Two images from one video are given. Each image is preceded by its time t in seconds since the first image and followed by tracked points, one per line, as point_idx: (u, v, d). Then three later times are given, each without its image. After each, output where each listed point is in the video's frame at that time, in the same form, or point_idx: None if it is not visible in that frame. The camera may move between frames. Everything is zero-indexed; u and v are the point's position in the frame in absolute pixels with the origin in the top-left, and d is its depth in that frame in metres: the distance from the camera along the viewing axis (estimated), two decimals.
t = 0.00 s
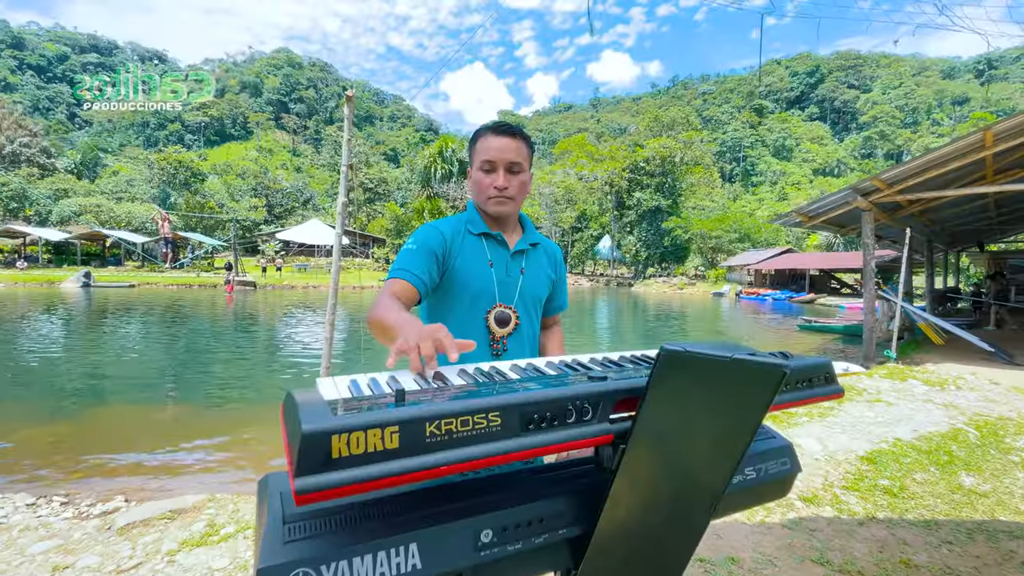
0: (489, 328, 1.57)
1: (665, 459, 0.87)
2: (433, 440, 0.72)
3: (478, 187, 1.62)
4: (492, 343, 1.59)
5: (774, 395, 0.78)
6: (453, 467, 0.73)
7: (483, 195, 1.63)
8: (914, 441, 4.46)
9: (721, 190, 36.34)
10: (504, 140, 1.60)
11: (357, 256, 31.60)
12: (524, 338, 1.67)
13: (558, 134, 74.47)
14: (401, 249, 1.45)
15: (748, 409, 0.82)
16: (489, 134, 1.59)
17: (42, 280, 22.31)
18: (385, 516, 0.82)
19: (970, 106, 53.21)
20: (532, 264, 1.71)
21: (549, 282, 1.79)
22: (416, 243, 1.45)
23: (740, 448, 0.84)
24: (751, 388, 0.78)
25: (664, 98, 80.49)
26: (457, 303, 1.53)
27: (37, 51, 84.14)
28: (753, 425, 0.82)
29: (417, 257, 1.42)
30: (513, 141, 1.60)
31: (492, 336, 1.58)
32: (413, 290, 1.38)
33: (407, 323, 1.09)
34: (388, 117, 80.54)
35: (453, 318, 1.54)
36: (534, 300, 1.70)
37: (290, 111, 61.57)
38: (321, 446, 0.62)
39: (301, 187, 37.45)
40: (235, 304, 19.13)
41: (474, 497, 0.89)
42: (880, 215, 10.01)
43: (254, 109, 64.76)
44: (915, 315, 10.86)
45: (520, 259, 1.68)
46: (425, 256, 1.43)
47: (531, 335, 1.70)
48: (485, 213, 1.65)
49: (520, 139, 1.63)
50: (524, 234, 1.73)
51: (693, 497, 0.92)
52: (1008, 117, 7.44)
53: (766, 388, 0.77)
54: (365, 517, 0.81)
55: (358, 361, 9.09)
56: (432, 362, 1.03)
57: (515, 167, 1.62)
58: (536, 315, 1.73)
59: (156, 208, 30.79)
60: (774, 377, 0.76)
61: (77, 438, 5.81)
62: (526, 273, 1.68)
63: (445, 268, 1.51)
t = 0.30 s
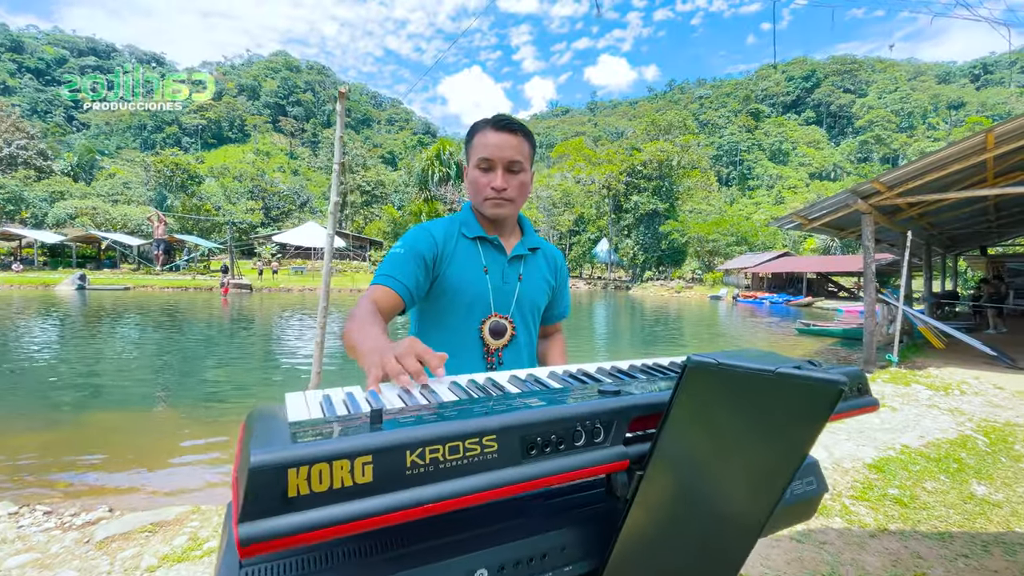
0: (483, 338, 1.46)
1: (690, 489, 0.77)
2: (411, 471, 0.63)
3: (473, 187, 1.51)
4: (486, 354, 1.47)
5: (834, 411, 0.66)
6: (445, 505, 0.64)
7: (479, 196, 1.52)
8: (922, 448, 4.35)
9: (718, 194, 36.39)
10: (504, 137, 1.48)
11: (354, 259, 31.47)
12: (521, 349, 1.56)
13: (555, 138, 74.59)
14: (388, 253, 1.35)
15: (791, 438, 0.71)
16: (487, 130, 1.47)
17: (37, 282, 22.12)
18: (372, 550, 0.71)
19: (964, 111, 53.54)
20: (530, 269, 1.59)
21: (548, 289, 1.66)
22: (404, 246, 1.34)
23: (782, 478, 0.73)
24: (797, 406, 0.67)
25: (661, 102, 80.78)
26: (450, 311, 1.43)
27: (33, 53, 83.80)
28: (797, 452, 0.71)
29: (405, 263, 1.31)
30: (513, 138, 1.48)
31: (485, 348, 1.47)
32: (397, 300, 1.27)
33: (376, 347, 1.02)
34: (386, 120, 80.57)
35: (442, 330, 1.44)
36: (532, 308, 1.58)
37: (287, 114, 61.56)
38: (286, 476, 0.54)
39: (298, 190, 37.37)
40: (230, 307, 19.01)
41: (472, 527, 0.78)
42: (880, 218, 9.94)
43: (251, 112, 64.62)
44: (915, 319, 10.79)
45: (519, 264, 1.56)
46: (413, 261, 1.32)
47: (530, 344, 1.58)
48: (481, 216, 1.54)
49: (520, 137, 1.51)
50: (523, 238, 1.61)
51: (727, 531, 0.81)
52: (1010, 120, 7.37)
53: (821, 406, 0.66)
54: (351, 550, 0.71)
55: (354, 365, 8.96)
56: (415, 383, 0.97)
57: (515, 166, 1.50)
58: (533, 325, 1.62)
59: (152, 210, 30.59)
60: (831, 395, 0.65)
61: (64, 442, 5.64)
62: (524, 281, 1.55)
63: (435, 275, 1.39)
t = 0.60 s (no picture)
0: (478, 340, 1.38)
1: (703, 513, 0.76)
2: (385, 504, 0.61)
3: (467, 178, 1.43)
4: (482, 356, 1.39)
5: (886, 429, 0.62)
6: (445, 535, 0.64)
7: (474, 188, 1.44)
8: (933, 453, 4.24)
9: (720, 196, 36.28)
10: (498, 123, 1.40)
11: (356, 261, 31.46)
12: (519, 349, 1.48)
13: (557, 140, 74.55)
14: (376, 248, 1.27)
15: (825, 458, 0.68)
16: (479, 117, 1.39)
17: (40, 284, 22.16)
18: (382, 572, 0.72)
19: (967, 113, 53.36)
20: (528, 265, 1.51)
21: (548, 285, 1.57)
22: (392, 240, 1.27)
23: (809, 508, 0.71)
24: (862, 427, 0.62)
25: (662, 104, 80.73)
26: (443, 312, 1.34)
27: (37, 57, 84.25)
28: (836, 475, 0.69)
29: (395, 259, 1.24)
30: (507, 125, 1.40)
31: (481, 349, 1.39)
32: (386, 296, 1.19)
33: (374, 340, 0.91)
34: (388, 123, 80.65)
35: (434, 328, 1.36)
36: (531, 307, 1.50)
37: (290, 117, 61.72)
38: (231, 510, 0.52)
39: (301, 192, 37.42)
40: (232, 309, 19.00)
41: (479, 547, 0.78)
42: (885, 218, 9.82)
43: (254, 114, 64.79)
44: (922, 320, 10.66)
45: (516, 260, 1.47)
46: (403, 257, 1.25)
47: (528, 346, 1.50)
48: (475, 210, 1.47)
49: (515, 124, 1.42)
50: (520, 233, 1.54)
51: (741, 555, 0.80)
52: (1017, 119, 7.27)
53: (874, 425, 0.62)
54: None
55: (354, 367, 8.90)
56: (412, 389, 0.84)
57: (511, 154, 1.41)
58: (534, 325, 1.53)
59: (155, 212, 30.64)
60: (891, 414, 0.60)
61: (61, 445, 5.56)
62: (522, 277, 1.47)
63: (426, 273, 1.32)
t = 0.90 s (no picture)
0: (476, 344, 1.30)
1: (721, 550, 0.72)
2: (363, 555, 0.57)
3: (465, 173, 1.35)
4: (479, 363, 1.31)
5: (982, 459, 0.58)
6: None
7: (472, 185, 1.36)
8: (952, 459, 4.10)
9: (728, 196, 36.00)
10: (499, 115, 1.31)
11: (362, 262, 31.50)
12: (520, 354, 1.40)
13: (563, 140, 74.31)
14: (370, 244, 1.19)
15: (874, 494, 0.63)
16: (479, 107, 1.30)
17: (51, 285, 22.38)
18: None
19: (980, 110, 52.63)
20: (531, 264, 1.42)
21: (552, 286, 1.48)
22: (385, 238, 1.19)
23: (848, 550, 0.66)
24: (923, 462, 0.59)
25: (670, 103, 80.27)
26: (439, 315, 1.26)
27: (50, 61, 85.39)
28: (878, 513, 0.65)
29: (389, 257, 1.16)
30: (508, 115, 1.31)
31: (478, 355, 1.31)
32: (384, 295, 1.10)
33: (376, 334, 0.81)
34: (395, 124, 80.90)
35: (431, 331, 1.28)
36: (534, 311, 1.42)
37: (298, 119, 62.06)
38: (153, 568, 0.47)
39: (309, 194, 37.57)
40: (240, 310, 19.10)
41: None
42: (898, 217, 9.61)
43: (263, 117, 65.22)
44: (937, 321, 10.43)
45: (516, 260, 1.39)
46: (397, 254, 1.17)
47: (529, 351, 1.42)
48: (474, 208, 1.39)
49: (518, 115, 1.34)
50: (522, 232, 1.46)
51: None
52: None
53: (928, 459, 0.59)
54: None
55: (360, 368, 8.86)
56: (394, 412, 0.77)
57: (513, 149, 1.33)
58: (537, 329, 1.45)
59: (165, 214, 30.89)
60: (967, 445, 0.57)
61: (65, 446, 5.56)
62: (523, 279, 1.39)
63: (421, 273, 1.24)
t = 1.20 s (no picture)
0: (474, 359, 1.23)
1: None
2: None
3: (462, 174, 1.27)
4: (478, 381, 1.24)
5: None
6: None
7: (470, 186, 1.29)
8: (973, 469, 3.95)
9: (738, 196, 35.66)
10: (499, 111, 1.24)
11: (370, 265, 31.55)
12: (521, 368, 1.32)
13: (571, 141, 74.17)
14: (362, 257, 1.11)
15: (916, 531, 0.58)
16: (477, 99, 1.22)
17: (64, 288, 22.62)
18: None
19: (994, 109, 51.81)
20: (532, 274, 1.34)
21: (555, 296, 1.40)
22: (378, 248, 1.12)
23: None
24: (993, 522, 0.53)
25: (678, 103, 79.86)
26: (436, 328, 1.19)
27: (64, 66, 86.72)
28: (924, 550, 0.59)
29: (382, 269, 1.09)
30: (510, 111, 1.24)
31: (477, 370, 1.24)
32: (379, 311, 1.03)
33: (369, 355, 0.74)
34: (403, 126, 81.18)
35: (429, 344, 1.21)
36: (536, 321, 1.33)
37: (308, 122, 62.41)
38: None
39: (318, 196, 37.76)
40: (250, 312, 19.18)
41: None
42: (913, 217, 9.40)
43: (273, 120, 65.69)
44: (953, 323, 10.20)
45: (517, 268, 1.32)
46: (391, 265, 1.10)
47: (532, 365, 1.35)
48: (471, 210, 1.32)
49: (519, 112, 1.26)
50: (523, 237, 1.38)
51: None
52: None
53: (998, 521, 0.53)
54: None
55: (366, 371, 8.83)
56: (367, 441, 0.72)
57: (513, 146, 1.25)
58: (539, 339, 1.37)
59: (176, 217, 31.18)
60: None
61: (72, 449, 5.55)
62: (523, 289, 1.31)
63: (418, 282, 1.18)
